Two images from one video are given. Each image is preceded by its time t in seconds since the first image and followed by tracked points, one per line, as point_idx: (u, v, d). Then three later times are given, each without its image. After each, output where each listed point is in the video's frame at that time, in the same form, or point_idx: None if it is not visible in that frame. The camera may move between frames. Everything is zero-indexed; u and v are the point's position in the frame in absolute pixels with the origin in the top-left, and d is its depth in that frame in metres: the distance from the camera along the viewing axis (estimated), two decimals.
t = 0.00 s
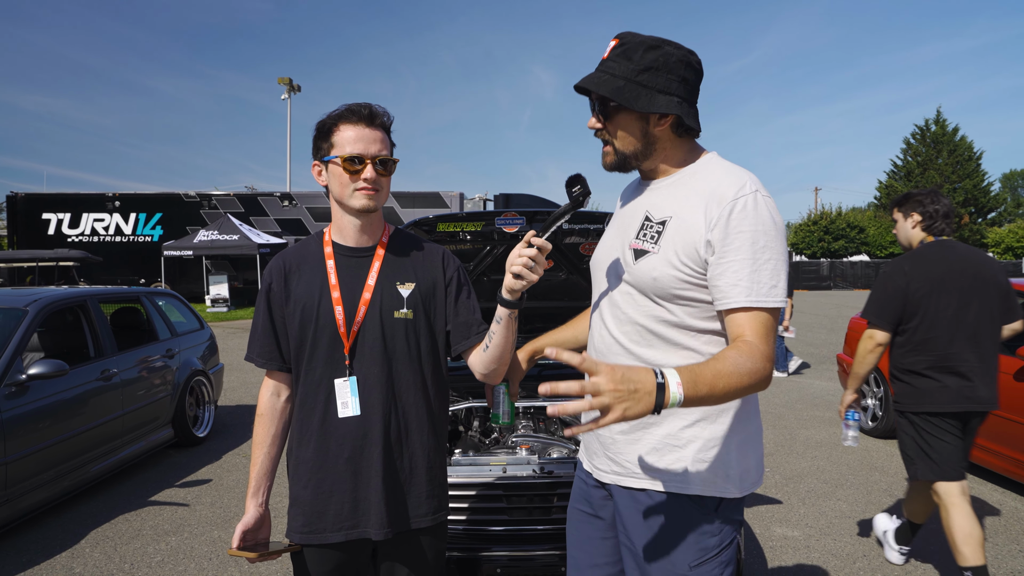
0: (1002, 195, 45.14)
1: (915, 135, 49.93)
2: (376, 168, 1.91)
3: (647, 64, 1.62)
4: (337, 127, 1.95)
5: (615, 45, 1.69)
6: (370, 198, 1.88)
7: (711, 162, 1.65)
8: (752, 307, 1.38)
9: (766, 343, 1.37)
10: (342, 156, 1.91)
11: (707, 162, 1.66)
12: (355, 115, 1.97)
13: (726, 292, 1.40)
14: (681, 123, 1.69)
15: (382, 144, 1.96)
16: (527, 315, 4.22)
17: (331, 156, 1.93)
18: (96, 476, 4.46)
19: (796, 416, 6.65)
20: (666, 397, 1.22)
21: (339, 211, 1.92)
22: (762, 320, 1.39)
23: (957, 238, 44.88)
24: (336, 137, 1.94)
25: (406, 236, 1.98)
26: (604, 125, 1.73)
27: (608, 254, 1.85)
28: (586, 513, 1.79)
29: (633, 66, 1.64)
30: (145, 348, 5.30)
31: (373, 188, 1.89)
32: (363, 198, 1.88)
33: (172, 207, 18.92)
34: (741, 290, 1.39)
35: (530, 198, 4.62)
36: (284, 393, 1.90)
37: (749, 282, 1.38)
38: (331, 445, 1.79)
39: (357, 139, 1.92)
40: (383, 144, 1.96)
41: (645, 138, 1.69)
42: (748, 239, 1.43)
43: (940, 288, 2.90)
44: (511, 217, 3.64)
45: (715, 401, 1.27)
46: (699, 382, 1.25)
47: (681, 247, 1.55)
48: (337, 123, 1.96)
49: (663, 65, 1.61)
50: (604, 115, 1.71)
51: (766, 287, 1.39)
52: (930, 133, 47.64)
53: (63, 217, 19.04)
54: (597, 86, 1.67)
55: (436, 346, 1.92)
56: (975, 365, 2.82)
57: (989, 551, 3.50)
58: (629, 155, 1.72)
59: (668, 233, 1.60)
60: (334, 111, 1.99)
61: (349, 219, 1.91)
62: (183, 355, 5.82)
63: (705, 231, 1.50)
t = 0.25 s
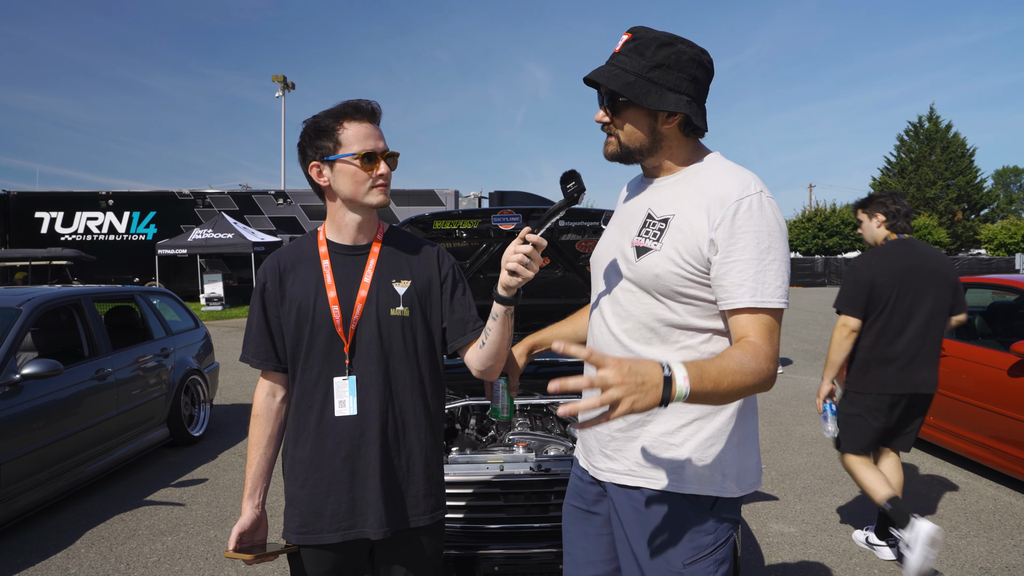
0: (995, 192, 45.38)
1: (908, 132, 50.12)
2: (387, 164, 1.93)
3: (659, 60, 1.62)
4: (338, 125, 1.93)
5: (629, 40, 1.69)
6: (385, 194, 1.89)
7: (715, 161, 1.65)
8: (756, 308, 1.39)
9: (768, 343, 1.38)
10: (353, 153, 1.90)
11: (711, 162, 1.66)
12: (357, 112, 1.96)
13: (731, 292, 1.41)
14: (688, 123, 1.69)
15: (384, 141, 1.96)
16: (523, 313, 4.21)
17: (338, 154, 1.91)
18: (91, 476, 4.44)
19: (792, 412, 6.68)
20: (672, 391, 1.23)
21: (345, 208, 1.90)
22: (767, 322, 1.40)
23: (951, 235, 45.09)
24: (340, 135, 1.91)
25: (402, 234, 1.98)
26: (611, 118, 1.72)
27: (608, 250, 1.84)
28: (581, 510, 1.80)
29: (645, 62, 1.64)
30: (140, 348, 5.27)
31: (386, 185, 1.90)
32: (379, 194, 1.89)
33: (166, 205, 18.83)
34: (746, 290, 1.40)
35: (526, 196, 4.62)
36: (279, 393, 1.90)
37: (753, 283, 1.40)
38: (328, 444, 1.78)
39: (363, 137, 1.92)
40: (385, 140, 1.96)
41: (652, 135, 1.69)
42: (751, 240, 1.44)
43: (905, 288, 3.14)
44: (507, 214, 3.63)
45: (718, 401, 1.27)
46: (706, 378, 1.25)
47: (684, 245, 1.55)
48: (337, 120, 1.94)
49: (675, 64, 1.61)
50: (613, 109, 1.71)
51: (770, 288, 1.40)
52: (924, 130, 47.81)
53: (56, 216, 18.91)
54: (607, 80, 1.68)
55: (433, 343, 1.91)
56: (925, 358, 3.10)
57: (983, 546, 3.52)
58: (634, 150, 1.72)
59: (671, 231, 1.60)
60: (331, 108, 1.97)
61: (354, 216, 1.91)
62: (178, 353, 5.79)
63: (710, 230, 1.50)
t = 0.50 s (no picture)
0: (991, 191, 45.50)
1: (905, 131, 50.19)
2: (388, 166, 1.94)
3: (657, 62, 1.63)
4: (337, 125, 1.92)
5: (626, 42, 1.69)
6: (385, 196, 1.91)
7: (718, 157, 1.67)
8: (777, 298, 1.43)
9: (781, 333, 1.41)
10: (355, 154, 1.90)
11: (714, 158, 1.68)
12: (357, 112, 1.96)
13: (754, 283, 1.44)
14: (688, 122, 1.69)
15: (383, 141, 1.97)
16: (521, 312, 4.21)
17: (340, 154, 1.90)
18: (89, 476, 4.43)
19: (789, 411, 6.69)
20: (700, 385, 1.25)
21: (343, 209, 1.90)
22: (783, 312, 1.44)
23: (947, 234, 45.20)
24: (341, 136, 1.90)
25: (398, 234, 1.98)
26: (610, 120, 1.72)
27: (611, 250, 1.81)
28: (586, 515, 1.78)
29: (642, 64, 1.64)
30: (138, 347, 5.26)
31: (385, 186, 1.92)
32: (379, 196, 1.90)
33: (163, 205, 18.79)
34: (768, 281, 1.43)
35: (524, 195, 4.61)
36: (274, 394, 1.89)
37: (774, 274, 1.43)
38: (326, 445, 1.78)
39: (363, 137, 1.92)
40: (384, 141, 1.97)
41: (652, 136, 1.68)
42: (771, 231, 1.47)
43: (871, 281, 3.68)
44: (505, 213, 3.63)
45: (742, 391, 1.31)
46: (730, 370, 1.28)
47: (701, 238, 1.55)
48: (337, 121, 1.93)
49: (673, 65, 1.62)
50: (611, 111, 1.71)
51: (790, 279, 1.44)
52: (921, 129, 47.88)
53: (52, 215, 18.86)
54: (605, 84, 1.68)
55: (429, 341, 1.91)
56: (888, 341, 3.63)
57: (981, 545, 3.53)
58: (634, 152, 1.72)
59: (685, 225, 1.60)
60: (329, 107, 1.97)
61: (350, 216, 1.90)
62: (176, 353, 5.78)
63: (728, 223, 1.51)
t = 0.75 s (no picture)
0: (991, 191, 45.51)
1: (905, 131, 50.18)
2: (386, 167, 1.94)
3: (652, 57, 1.64)
4: (336, 125, 1.92)
5: (621, 40, 1.71)
6: (382, 196, 1.90)
7: (715, 153, 1.69)
8: (789, 289, 1.46)
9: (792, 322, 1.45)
10: (353, 155, 1.90)
11: (711, 154, 1.70)
12: (355, 112, 1.95)
13: (768, 275, 1.47)
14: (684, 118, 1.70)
15: (381, 142, 1.96)
16: (521, 312, 4.21)
17: (338, 155, 1.90)
18: (88, 475, 4.43)
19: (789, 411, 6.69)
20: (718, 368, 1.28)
21: (340, 209, 1.90)
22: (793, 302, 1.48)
23: (947, 234, 45.22)
24: (338, 136, 1.90)
25: (394, 234, 1.97)
26: (606, 117, 1.72)
27: (613, 251, 1.79)
28: (596, 522, 1.74)
29: (638, 60, 1.66)
30: (137, 347, 5.26)
31: (383, 186, 1.92)
32: (376, 196, 1.89)
33: (163, 204, 18.78)
34: (781, 272, 1.47)
35: (523, 194, 4.61)
36: (271, 396, 1.89)
37: (785, 265, 1.47)
38: (324, 445, 1.77)
39: (363, 138, 1.91)
40: (382, 142, 1.96)
41: (648, 131, 1.69)
42: (780, 223, 1.50)
43: (831, 288, 3.99)
44: (504, 213, 3.62)
45: (756, 379, 1.33)
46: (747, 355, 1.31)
47: (712, 234, 1.56)
48: (335, 120, 1.92)
49: (668, 59, 1.63)
50: (608, 108, 1.72)
51: (800, 269, 1.48)
52: (920, 129, 47.89)
53: (52, 215, 18.86)
54: (601, 78, 1.69)
55: (427, 341, 1.90)
56: (845, 345, 3.93)
57: (981, 545, 3.53)
58: (632, 148, 1.71)
59: (694, 221, 1.59)
60: (327, 107, 1.96)
61: (347, 217, 1.90)
62: (175, 352, 5.78)
63: (739, 216, 1.53)
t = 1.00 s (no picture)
0: (990, 192, 45.55)
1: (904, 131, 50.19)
2: (382, 167, 1.94)
3: (652, 57, 1.65)
4: (333, 126, 1.91)
5: (619, 40, 1.72)
6: (381, 196, 1.90)
7: (713, 151, 1.69)
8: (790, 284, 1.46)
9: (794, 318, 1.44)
10: (351, 155, 1.89)
11: (709, 152, 1.70)
12: (353, 113, 1.95)
13: (770, 271, 1.47)
14: (683, 119, 1.70)
15: (379, 142, 1.96)
16: (520, 312, 4.21)
17: (336, 155, 1.89)
18: (87, 475, 4.43)
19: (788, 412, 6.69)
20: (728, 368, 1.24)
21: (338, 209, 1.89)
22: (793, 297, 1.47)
23: (946, 234, 45.26)
24: (337, 137, 1.90)
25: (392, 234, 1.97)
26: (606, 119, 1.72)
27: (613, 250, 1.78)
28: (597, 521, 1.74)
29: (637, 60, 1.67)
30: (136, 346, 5.26)
31: (381, 187, 1.92)
32: (374, 197, 1.89)
33: (162, 203, 18.77)
34: (783, 268, 1.47)
35: (523, 195, 4.62)
36: (269, 397, 1.88)
37: (787, 261, 1.47)
38: (323, 446, 1.77)
39: (360, 138, 1.91)
40: (380, 142, 1.96)
41: (649, 132, 1.69)
42: (782, 219, 1.51)
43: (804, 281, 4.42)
44: (504, 213, 3.62)
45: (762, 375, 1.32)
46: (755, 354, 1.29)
47: (714, 231, 1.55)
48: (332, 121, 1.92)
49: (667, 60, 1.65)
50: (608, 109, 1.71)
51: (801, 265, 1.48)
52: (919, 130, 47.90)
53: (51, 214, 18.85)
54: (601, 79, 1.69)
55: (425, 340, 1.90)
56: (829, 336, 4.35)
57: (980, 546, 3.53)
58: (633, 150, 1.71)
59: (695, 219, 1.59)
60: (325, 107, 1.96)
61: (344, 217, 1.89)
62: (174, 352, 5.77)
63: (741, 213, 1.53)
